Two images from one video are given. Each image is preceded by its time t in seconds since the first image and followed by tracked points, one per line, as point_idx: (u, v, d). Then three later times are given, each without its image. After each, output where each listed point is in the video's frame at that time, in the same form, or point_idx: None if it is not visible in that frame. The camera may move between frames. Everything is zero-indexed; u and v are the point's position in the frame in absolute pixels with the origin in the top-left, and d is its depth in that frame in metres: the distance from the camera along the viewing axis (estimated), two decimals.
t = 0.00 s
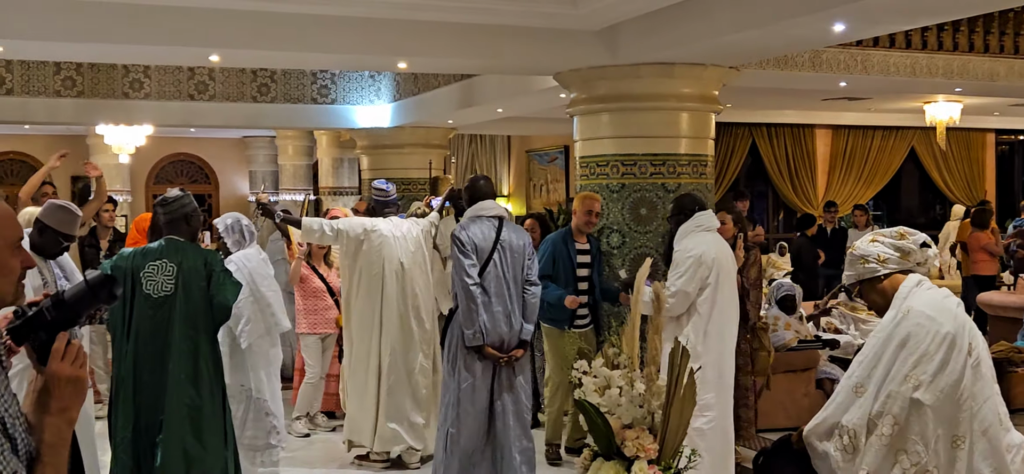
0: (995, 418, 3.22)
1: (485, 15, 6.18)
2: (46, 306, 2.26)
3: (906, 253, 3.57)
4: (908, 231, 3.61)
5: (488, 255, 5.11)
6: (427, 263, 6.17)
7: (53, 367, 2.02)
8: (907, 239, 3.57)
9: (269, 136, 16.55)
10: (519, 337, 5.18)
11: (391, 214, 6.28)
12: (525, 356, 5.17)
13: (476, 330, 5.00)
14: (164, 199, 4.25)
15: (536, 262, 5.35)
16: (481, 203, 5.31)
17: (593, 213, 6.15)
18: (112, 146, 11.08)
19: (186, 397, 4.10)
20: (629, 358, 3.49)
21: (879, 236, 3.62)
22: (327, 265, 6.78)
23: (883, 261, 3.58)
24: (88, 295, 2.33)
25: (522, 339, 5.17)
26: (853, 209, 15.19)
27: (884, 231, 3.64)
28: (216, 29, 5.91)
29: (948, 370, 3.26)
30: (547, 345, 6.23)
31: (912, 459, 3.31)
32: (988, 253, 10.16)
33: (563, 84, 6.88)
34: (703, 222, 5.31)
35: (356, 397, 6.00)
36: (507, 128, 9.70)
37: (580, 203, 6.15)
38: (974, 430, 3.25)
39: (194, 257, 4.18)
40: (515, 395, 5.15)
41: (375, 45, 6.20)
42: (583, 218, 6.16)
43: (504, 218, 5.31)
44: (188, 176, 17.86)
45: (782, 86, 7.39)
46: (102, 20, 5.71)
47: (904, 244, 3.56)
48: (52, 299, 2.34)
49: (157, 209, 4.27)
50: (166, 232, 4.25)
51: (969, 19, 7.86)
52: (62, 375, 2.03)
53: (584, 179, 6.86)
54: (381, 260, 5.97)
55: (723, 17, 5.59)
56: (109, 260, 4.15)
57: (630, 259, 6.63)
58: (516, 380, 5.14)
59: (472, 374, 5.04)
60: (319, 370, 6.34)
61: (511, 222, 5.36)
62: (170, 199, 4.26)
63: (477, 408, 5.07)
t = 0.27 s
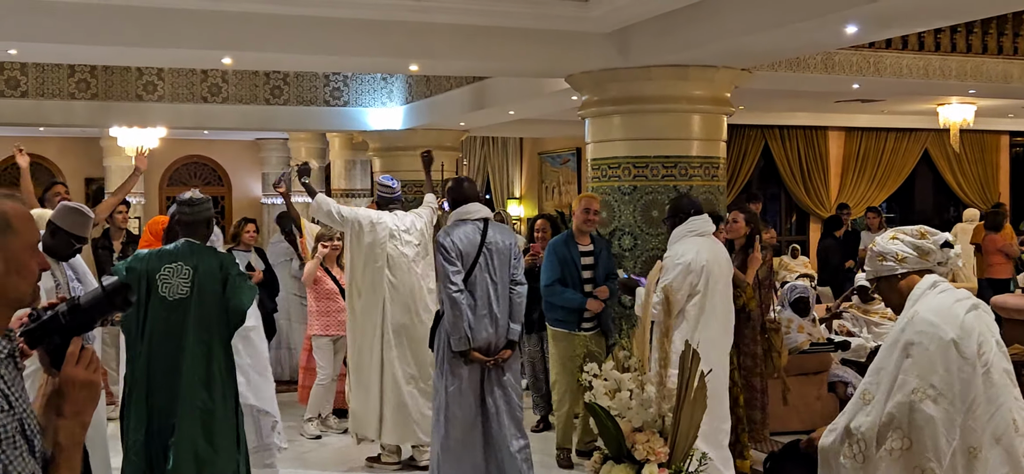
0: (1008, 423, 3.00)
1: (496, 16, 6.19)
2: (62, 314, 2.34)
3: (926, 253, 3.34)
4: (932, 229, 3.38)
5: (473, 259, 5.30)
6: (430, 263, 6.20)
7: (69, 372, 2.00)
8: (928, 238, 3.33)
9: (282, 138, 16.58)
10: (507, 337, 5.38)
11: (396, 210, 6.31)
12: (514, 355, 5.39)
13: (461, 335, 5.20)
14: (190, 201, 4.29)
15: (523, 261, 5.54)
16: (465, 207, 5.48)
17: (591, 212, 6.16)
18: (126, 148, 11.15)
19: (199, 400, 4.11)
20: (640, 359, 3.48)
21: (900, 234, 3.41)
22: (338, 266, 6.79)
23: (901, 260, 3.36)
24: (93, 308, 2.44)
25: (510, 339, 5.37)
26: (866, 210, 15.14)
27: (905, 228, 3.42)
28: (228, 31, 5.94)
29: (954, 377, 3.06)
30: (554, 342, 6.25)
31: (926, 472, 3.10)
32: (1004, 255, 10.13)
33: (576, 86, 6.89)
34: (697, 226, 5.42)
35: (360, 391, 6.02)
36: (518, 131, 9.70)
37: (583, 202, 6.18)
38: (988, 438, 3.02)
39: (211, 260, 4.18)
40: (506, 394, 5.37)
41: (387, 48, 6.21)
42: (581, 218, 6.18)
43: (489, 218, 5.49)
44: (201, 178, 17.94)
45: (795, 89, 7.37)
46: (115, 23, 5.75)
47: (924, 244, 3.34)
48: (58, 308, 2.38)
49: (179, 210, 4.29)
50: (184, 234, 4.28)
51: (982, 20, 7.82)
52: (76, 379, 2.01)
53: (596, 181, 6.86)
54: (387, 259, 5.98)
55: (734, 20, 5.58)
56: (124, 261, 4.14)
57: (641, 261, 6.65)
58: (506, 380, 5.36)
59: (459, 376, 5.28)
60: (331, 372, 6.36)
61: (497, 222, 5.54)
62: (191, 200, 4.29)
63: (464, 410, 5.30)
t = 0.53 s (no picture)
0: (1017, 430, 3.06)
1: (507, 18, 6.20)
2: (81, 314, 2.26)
3: (944, 252, 3.32)
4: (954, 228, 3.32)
5: (466, 261, 5.39)
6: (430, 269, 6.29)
7: (83, 374, 2.13)
8: (949, 237, 3.31)
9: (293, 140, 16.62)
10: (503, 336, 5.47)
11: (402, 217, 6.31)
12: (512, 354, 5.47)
13: (459, 338, 5.26)
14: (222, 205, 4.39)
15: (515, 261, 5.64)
16: (456, 210, 5.56)
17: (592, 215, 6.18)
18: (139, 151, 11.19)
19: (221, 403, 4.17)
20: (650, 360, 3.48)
21: (920, 230, 3.37)
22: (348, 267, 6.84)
23: (917, 257, 3.34)
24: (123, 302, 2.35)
25: (509, 337, 5.46)
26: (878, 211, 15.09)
27: (926, 225, 3.37)
28: (240, 34, 5.96)
29: (967, 388, 3.04)
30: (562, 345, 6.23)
31: None
32: (1018, 256, 10.08)
33: (586, 88, 6.89)
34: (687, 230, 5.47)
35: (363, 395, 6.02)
36: (529, 132, 9.70)
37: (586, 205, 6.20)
38: (999, 444, 3.05)
39: (235, 264, 4.25)
40: (505, 394, 5.45)
41: (398, 50, 6.22)
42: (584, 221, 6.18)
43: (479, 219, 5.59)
44: (213, 180, 18.07)
45: (806, 90, 7.35)
46: (128, 26, 5.77)
47: (942, 243, 3.30)
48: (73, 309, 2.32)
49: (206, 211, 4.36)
50: (207, 236, 4.34)
51: (995, 21, 7.79)
52: (89, 381, 2.14)
53: (606, 183, 6.86)
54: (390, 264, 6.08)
55: (745, 21, 5.57)
56: (144, 257, 4.16)
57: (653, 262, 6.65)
58: (505, 379, 5.45)
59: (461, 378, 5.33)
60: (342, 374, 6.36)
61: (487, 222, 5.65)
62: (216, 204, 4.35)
63: (469, 413, 5.34)
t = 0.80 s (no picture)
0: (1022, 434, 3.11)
1: (516, 20, 6.21)
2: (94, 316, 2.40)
3: (965, 252, 3.33)
4: (978, 228, 3.33)
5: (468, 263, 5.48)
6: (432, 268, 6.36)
7: (98, 376, 2.17)
8: (970, 237, 3.32)
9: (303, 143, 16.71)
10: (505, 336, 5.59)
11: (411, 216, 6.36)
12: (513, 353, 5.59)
13: (463, 339, 5.36)
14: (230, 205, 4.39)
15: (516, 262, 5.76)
16: (455, 211, 5.62)
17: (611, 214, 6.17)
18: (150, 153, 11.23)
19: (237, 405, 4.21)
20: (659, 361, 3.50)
21: (944, 227, 3.40)
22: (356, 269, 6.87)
23: (938, 255, 3.37)
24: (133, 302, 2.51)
25: (509, 338, 5.59)
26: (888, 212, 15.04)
27: (952, 222, 3.40)
28: (251, 37, 5.98)
29: (970, 384, 3.13)
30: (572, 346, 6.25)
31: None
32: None
33: (596, 90, 6.90)
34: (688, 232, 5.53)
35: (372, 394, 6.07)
36: (538, 134, 9.69)
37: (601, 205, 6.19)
38: (1002, 450, 3.10)
39: (246, 267, 4.29)
40: (507, 392, 5.58)
41: (408, 52, 6.24)
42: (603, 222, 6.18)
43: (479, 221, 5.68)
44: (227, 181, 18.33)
45: (816, 91, 7.35)
46: (139, 28, 5.80)
47: (963, 242, 3.32)
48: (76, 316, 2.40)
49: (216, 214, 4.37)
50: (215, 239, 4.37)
51: (1005, 22, 7.77)
52: (103, 382, 2.18)
53: (615, 185, 6.85)
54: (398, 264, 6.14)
55: (755, 22, 5.58)
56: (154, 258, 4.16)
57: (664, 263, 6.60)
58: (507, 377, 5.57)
59: (466, 379, 5.42)
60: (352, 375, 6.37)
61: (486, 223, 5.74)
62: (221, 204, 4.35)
63: (475, 414, 5.44)
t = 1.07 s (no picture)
0: None
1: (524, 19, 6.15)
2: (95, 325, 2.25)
3: (990, 253, 3.45)
4: (1004, 230, 3.44)
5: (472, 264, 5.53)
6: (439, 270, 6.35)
7: (102, 380, 2.20)
8: (996, 239, 3.43)
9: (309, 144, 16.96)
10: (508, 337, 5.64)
11: (421, 218, 6.31)
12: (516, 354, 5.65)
13: (467, 339, 5.42)
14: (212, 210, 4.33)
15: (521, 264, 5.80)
16: (459, 212, 5.68)
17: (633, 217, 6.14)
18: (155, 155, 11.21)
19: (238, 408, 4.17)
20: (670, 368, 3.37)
21: (971, 226, 3.51)
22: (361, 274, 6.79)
23: (963, 254, 3.49)
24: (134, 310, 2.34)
25: (514, 340, 5.64)
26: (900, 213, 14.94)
27: (978, 222, 3.51)
28: (258, 37, 5.94)
29: (977, 387, 3.28)
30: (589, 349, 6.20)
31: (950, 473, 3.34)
32: None
33: (605, 89, 6.84)
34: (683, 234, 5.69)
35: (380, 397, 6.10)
36: (547, 134, 9.63)
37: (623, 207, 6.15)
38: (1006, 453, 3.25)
39: (231, 267, 4.21)
40: (509, 394, 5.64)
41: (415, 52, 6.19)
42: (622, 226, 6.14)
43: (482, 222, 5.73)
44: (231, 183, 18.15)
45: (828, 90, 7.27)
46: (144, 29, 5.76)
47: (988, 243, 3.43)
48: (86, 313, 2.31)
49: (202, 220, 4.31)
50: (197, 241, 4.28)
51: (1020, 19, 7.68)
52: (108, 386, 2.22)
53: (625, 185, 6.78)
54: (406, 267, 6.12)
55: (765, 20, 5.51)
56: (138, 268, 4.12)
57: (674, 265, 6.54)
58: (509, 379, 5.64)
59: (469, 379, 5.48)
60: (360, 378, 6.32)
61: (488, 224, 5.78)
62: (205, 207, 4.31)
63: (479, 415, 5.50)
